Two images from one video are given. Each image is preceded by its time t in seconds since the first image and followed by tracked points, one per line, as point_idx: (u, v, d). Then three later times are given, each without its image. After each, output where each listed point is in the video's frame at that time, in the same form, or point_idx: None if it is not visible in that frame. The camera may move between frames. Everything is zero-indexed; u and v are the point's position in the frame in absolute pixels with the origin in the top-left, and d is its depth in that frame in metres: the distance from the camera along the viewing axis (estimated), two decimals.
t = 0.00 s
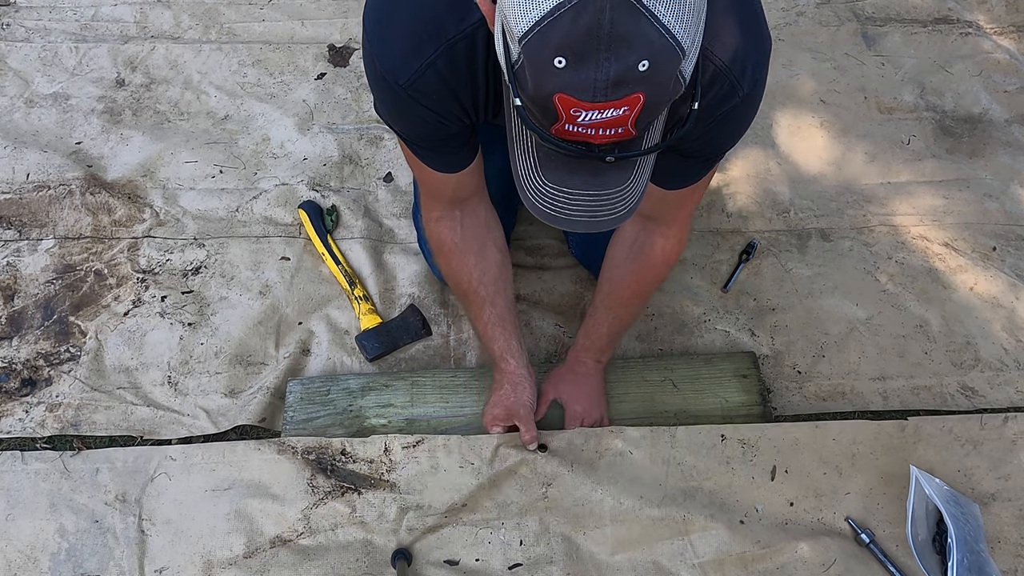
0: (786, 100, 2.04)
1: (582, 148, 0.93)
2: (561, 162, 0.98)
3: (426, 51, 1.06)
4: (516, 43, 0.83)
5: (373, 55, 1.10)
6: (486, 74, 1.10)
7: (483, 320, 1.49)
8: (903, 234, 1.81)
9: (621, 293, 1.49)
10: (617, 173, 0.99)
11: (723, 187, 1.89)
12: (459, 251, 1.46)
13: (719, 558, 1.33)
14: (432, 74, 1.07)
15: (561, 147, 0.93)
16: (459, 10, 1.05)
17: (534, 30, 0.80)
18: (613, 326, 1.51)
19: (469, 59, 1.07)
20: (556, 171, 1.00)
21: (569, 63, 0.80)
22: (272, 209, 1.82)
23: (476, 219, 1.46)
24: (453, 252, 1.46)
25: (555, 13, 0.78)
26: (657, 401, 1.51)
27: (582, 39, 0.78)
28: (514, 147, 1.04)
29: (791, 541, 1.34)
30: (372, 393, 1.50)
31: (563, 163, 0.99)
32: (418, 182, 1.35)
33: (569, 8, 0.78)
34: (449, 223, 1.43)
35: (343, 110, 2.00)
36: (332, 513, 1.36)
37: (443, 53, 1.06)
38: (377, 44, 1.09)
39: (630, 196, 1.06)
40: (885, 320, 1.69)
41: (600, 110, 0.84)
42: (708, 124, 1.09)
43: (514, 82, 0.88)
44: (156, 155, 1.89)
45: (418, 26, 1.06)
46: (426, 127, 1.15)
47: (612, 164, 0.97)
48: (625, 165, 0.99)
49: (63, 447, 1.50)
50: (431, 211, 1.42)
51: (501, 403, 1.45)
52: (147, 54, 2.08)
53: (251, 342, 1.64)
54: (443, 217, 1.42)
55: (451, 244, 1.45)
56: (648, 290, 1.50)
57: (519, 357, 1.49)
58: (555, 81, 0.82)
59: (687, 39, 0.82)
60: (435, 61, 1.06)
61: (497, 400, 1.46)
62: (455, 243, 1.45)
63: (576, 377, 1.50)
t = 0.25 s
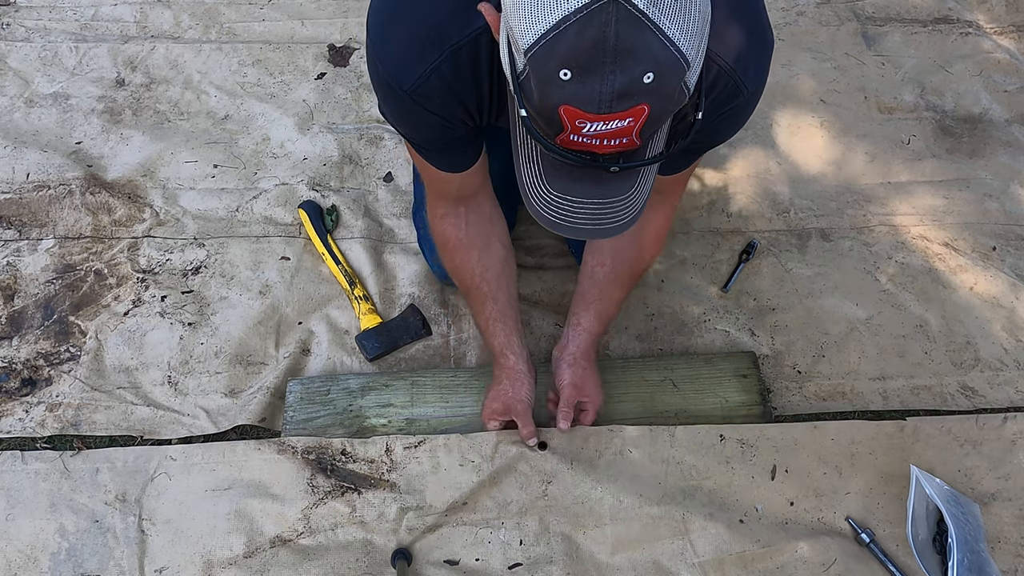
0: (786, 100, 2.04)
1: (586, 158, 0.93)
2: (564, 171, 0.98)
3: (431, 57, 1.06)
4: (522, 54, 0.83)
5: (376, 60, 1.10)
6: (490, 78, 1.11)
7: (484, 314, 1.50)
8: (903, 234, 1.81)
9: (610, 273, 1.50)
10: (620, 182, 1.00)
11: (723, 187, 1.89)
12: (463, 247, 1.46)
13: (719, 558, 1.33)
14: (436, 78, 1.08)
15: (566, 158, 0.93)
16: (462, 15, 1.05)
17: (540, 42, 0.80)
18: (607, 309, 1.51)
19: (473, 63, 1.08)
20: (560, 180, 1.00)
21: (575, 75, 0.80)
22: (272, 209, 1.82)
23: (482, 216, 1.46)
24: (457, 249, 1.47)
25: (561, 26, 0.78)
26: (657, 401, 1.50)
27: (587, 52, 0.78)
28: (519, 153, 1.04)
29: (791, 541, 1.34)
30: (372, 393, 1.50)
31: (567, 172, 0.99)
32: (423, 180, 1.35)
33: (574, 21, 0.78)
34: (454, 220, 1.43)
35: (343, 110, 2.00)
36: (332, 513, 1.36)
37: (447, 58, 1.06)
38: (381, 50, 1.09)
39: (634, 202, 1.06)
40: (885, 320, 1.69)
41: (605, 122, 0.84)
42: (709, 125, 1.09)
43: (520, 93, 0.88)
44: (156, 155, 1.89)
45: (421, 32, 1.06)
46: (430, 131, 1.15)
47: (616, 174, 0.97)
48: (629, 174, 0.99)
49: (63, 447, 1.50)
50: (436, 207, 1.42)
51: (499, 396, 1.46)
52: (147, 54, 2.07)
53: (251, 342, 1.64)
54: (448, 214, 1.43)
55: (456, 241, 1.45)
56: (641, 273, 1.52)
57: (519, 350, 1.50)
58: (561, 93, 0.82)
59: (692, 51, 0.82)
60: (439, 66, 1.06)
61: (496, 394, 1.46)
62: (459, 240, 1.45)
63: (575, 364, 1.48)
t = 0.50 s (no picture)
0: (786, 100, 2.04)
1: (582, 160, 0.93)
2: (561, 173, 0.98)
3: (429, 57, 1.06)
4: (520, 56, 0.83)
5: (375, 59, 1.10)
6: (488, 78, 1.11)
7: (476, 316, 1.49)
8: (903, 234, 1.81)
9: (608, 277, 1.49)
10: (617, 185, 1.00)
11: (723, 187, 1.89)
12: (455, 248, 1.45)
13: (719, 558, 1.33)
14: (434, 78, 1.08)
15: (563, 160, 0.93)
16: (462, 15, 1.05)
17: (538, 44, 0.80)
18: (604, 313, 1.50)
19: (471, 63, 1.07)
20: (557, 182, 1.00)
21: (572, 77, 0.80)
22: (272, 209, 1.82)
23: (473, 216, 1.45)
24: (449, 250, 1.46)
25: (559, 29, 0.78)
26: (657, 401, 1.50)
27: (585, 54, 0.78)
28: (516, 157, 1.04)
29: (791, 541, 1.34)
30: (372, 393, 1.50)
31: (564, 175, 0.99)
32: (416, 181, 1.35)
33: (573, 24, 0.78)
34: (446, 221, 1.43)
35: (343, 111, 2.00)
36: (332, 513, 1.36)
37: (445, 58, 1.06)
38: (380, 48, 1.09)
39: (631, 205, 1.06)
40: (885, 320, 1.69)
41: (602, 124, 0.84)
42: (708, 125, 1.09)
43: (517, 94, 0.88)
44: (156, 155, 1.89)
45: (420, 31, 1.06)
46: (427, 130, 1.15)
47: (612, 176, 0.97)
48: (626, 176, 0.99)
49: (63, 448, 1.50)
50: (428, 208, 1.42)
51: (493, 398, 1.45)
52: (147, 54, 2.08)
53: (251, 342, 1.64)
54: (440, 214, 1.42)
55: (448, 241, 1.45)
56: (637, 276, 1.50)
57: (513, 352, 1.49)
58: (559, 95, 0.82)
59: (689, 55, 0.82)
60: (437, 66, 1.06)
61: (490, 395, 1.46)
62: (452, 240, 1.45)
63: (573, 371, 1.47)
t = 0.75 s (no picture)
0: (786, 100, 2.04)
1: (575, 163, 0.94)
2: (554, 176, 0.98)
3: (427, 56, 1.06)
4: (512, 60, 0.83)
5: (373, 58, 1.10)
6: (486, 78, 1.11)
7: (476, 314, 1.49)
8: (903, 234, 1.81)
9: (607, 276, 1.49)
10: (611, 188, 1.00)
11: (723, 186, 1.89)
12: (455, 246, 1.45)
13: (719, 558, 1.33)
14: (432, 78, 1.08)
15: (556, 163, 0.94)
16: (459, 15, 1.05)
17: (529, 49, 0.80)
18: (604, 312, 1.50)
19: (469, 63, 1.08)
20: (551, 185, 1.00)
21: (563, 82, 0.80)
22: (272, 209, 1.82)
23: (472, 214, 1.45)
24: (449, 248, 1.46)
25: (550, 33, 0.78)
26: (657, 401, 1.51)
27: (576, 59, 0.79)
28: (510, 161, 1.04)
29: (791, 541, 1.33)
30: (372, 393, 1.50)
31: (558, 179, 0.99)
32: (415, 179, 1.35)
33: (563, 28, 0.78)
34: (446, 219, 1.43)
35: (343, 110, 2.00)
36: (332, 513, 1.36)
37: (443, 57, 1.06)
38: (378, 47, 1.09)
39: (624, 207, 1.06)
40: (885, 320, 1.69)
41: (593, 128, 0.84)
42: (705, 125, 1.10)
43: (509, 97, 0.88)
44: (156, 155, 1.89)
45: (418, 31, 1.06)
46: (425, 129, 1.15)
47: (606, 179, 0.97)
48: (619, 179, 0.99)
49: (64, 447, 1.50)
50: (428, 206, 1.42)
51: (493, 396, 1.46)
52: (147, 54, 2.08)
53: (251, 342, 1.64)
54: (439, 212, 1.42)
55: (447, 240, 1.45)
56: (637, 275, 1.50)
57: (513, 350, 1.49)
58: (550, 99, 0.82)
59: (681, 60, 0.82)
60: (435, 65, 1.06)
61: (491, 393, 1.46)
62: (451, 239, 1.45)
63: (573, 369, 1.47)
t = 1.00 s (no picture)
0: (786, 100, 2.04)
1: (578, 158, 0.93)
2: (556, 171, 0.98)
3: (426, 54, 1.06)
4: (513, 54, 0.83)
5: (373, 57, 1.10)
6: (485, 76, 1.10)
7: (476, 313, 1.49)
8: (903, 234, 1.81)
9: (608, 276, 1.48)
10: (613, 182, 0.99)
11: (723, 186, 1.89)
12: (455, 246, 1.45)
13: (719, 558, 1.33)
14: (431, 76, 1.08)
15: (559, 158, 0.93)
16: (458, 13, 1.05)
17: (530, 43, 0.80)
18: (604, 312, 1.49)
19: (469, 61, 1.08)
20: (553, 180, 1.00)
21: (565, 75, 0.80)
22: (272, 209, 1.82)
23: (472, 214, 1.45)
24: (449, 248, 1.45)
25: (552, 26, 0.78)
26: (657, 401, 1.50)
27: (578, 52, 0.79)
28: (512, 157, 1.04)
29: (791, 541, 1.34)
30: (372, 393, 1.50)
31: (560, 173, 0.99)
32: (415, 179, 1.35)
33: (565, 21, 0.78)
34: (446, 219, 1.43)
35: (343, 110, 2.00)
36: (332, 513, 1.36)
37: (443, 55, 1.06)
38: (378, 46, 1.09)
39: (628, 202, 1.06)
40: (885, 320, 1.69)
41: (596, 122, 0.84)
42: (706, 123, 1.09)
43: (512, 93, 0.88)
44: (156, 155, 1.89)
45: (418, 29, 1.06)
46: (425, 128, 1.15)
47: (608, 173, 0.97)
48: (622, 173, 0.99)
49: (64, 447, 1.50)
50: (428, 206, 1.42)
51: (493, 396, 1.46)
52: (147, 54, 2.08)
53: (251, 342, 1.64)
54: (439, 212, 1.42)
55: (447, 240, 1.45)
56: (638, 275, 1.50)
57: (513, 349, 1.49)
58: (552, 93, 0.82)
59: (682, 52, 0.82)
60: (435, 63, 1.07)
61: (491, 393, 1.46)
62: (451, 239, 1.45)
63: (573, 369, 1.47)
